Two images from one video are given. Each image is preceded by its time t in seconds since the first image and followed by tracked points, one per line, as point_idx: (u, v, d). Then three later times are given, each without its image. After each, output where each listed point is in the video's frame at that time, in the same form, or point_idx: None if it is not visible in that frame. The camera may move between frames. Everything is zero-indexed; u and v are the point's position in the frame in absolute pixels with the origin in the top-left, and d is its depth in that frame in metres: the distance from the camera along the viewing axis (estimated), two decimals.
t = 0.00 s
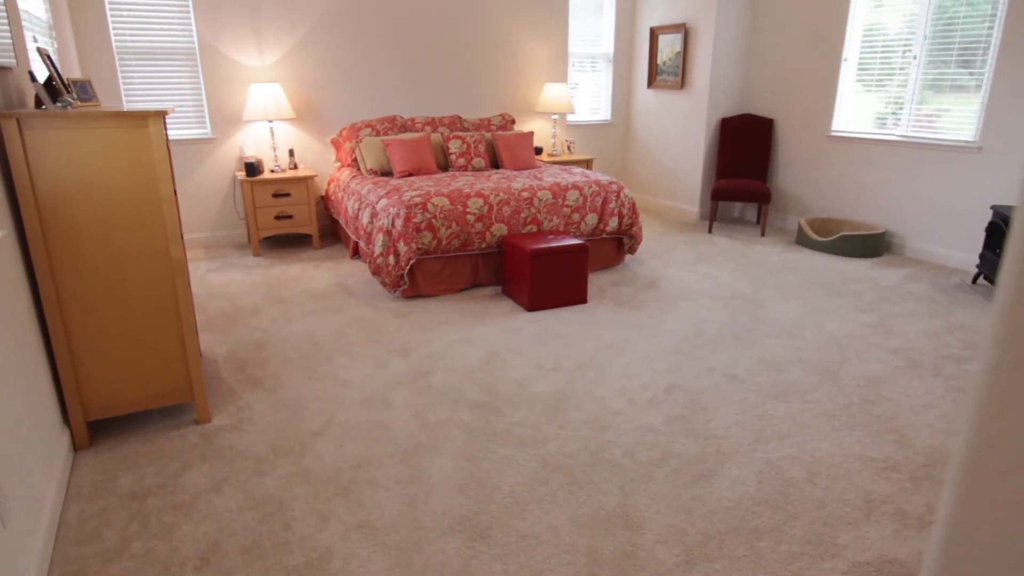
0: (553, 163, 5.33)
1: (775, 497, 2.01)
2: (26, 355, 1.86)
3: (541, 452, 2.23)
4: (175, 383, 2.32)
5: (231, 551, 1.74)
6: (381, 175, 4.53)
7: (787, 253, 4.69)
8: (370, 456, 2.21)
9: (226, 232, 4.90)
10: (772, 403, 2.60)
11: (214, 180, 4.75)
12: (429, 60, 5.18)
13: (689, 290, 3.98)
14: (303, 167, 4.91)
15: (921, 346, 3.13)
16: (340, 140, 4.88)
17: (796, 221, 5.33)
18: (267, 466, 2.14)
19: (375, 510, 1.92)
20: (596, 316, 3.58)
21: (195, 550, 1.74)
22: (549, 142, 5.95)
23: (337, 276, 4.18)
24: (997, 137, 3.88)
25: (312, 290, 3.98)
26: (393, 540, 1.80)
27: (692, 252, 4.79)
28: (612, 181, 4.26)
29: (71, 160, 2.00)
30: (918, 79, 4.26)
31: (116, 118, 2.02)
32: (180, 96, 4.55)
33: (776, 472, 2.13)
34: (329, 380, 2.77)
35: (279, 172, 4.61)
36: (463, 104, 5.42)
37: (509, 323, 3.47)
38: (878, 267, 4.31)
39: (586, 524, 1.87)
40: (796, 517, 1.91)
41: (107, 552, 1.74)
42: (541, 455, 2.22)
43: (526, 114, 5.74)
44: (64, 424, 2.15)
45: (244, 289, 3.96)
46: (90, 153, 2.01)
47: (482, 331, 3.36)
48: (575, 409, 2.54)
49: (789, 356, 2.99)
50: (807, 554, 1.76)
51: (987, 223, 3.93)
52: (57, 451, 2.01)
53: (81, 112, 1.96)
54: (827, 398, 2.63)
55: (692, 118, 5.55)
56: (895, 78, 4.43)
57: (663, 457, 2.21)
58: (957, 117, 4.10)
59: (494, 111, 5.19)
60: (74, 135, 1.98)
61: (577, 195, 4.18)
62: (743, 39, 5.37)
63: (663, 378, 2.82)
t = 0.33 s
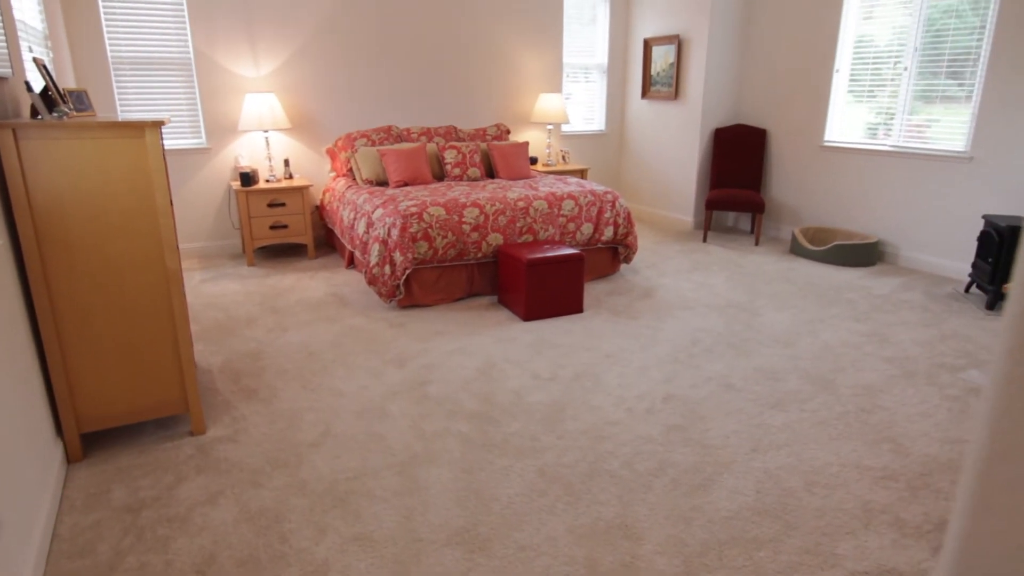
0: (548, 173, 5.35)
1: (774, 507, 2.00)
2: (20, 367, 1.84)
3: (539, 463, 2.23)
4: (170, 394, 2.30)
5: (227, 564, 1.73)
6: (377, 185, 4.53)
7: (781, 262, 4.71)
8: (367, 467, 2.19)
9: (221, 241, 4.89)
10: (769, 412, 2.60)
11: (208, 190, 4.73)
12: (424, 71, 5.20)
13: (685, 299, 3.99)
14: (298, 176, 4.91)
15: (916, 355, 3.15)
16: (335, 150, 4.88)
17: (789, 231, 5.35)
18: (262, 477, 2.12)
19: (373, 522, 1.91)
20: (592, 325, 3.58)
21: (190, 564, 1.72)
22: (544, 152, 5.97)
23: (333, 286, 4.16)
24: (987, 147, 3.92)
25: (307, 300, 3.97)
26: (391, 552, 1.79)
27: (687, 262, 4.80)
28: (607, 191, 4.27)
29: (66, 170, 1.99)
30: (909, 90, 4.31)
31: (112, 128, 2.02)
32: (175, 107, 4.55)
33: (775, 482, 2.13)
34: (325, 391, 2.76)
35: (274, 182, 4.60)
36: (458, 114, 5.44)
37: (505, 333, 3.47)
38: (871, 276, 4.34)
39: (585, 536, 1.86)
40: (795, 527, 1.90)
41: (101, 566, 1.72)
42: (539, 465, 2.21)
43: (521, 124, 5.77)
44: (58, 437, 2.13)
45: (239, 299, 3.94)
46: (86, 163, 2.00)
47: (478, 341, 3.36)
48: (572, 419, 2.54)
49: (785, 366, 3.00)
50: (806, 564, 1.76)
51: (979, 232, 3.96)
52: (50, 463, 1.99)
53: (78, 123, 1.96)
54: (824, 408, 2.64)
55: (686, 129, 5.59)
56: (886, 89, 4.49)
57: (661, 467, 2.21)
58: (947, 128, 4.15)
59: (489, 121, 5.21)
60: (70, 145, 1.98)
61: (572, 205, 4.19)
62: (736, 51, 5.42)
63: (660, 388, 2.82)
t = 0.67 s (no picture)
0: (544, 182, 5.36)
1: (774, 516, 2.00)
2: (15, 378, 1.83)
3: (538, 473, 2.22)
4: (166, 405, 2.29)
5: None
6: (373, 195, 4.53)
7: (777, 271, 4.72)
8: (365, 478, 2.18)
9: (216, 250, 4.87)
10: (767, 422, 2.60)
11: (204, 199, 4.73)
12: (420, 81, 5.22)
13: (682, 308, 3.99)
14: (294, 186, 4.90)
15: (912, 363, 3.16)
16: (331, 159, 4.88)
17: (784, 240, 5.38)
18: (260, 489, 2.10)
19: (372, 534, 1.89)
20: (589, 334, 3.58)
21: None
22: (540, 162, 5.99)
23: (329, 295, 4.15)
24: (980, 157, 3.95)
25: (303, 309, 3.96)
26: (390, 564, 1.77)
27: (683, 271, 4.81)
28: (603, 200, 4.29)
29: (63, 179, 1.98)
30: (901, 100, 4.35)
31: (110, 138, 2.01)
32: (172, 116, 4.55)
33: (774, 491, 2.13)
34: (322, 401, 2.74)
35: (270, 192, 4.60)
36: (454, 123, 5.45)
37: (502, 342, 3.46)
38: (866, 285, 4.36)
39: (585, 546, 1.85)
40: (796, 537, 1.90)
41: None
42: (538, 476, 2.20)
43: (517, 134, 5.79)
44: (52, 448, 2.11)
45: (235, 309, 3.93)
46: (82, 172, 1.99)
47: (475, 350, 3.35)
48: (571, 429, 2.53)
49: (783, 376, 3.00)
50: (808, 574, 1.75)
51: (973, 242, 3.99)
52: (45, 476, 1.97)
53: (76, 132, 1.95)
54: (822, 417, 2.64)
55: (681, 138, 5.63)
56: (878, 99, 4.54)
57: (660, 477, 2.20)
58: (939, 138, 4.19)
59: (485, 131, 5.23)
60: (67, 154, 1.97)
61: (569, 214, 4.20)
62: (730, 62, 5.47)
63: (658, 397, 2.81)
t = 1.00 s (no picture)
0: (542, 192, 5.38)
1: (775, 526, 1.99)
2: (11, 389, 1.81)
3: (538, 483, 2.21)
4: (164, 415, 2.27)
5: None
6: (371, 204, 4.53)
7: (774, 280, 4.74)
8: (364, 489, 2.16)
9: (213, 259, 4.86)
10: (767, 431, 2.60)
11: (201, 207, 4.72)
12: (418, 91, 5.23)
13: (679, 317, 4.00)
14: (291, 195, 4.90)
15: (910, 372, 3.17)
16: (329, 168, 4.89)
17: (781, 249, 5.40)
18: (258, 500, 2.09)
19: (371, 546, 1.88)
20: (587, 343, 3.57)
21: None
22: (537, 171, 6.00)
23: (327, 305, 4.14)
24: (975, 167, 3.98)
25: (301, 318, 3.95)
26: None
27: (681, 280, 4.82)
28: (601, 209, 4.30)
29: (62, 188, 1.97)
30: (896, 110, 4.39)
31: (110, 147, 2.01)
32: (169, 125, 4.55)
33: (775, 501, 2.12)
34: (320, 411, 2.73)
35: (267, 201, 4.60)
36: (451, 133, 5.47)
37: (500, 351, 3.46)
38: (863, 294, 4.37)
39: (586, 557, 1.84)
40: (798, 547, 1.89)
41: None
42: (538, 486, 2.19)
43: (514, 143, 5.82)
44: (48, 460, 2.09)
45: (231, 318, 3.91)
46: (81, 181, 1.99)
47: (473, 360, 3.34)
48: (571, 439, 2.52)
49: (782, 385, 3.00)
50: None
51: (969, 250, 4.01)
52: (40, 487, 1.95)
53: (75, 141, 1.95)
54: (821, 426, 2.64)
55: (676, 147, 5.65)
56: (872, 110, 4.58)
57: (660, 487, 2.19)
58: (933, 147, 4.22)
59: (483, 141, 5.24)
60: (66, 163, 1.96)
61: (567, 223, 4.20)
62: (726, 72, 5.50)
63: (658, 406, 2.81)
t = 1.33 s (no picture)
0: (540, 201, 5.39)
1: (777, 536, 1.99)
2: (8, 400, 1.79)
3: (538, 493, 2.20)
4: (162, 426, 2.26)
5: None
6: (369, 213, 4.54)
7: (772, 289, 4.75)
8: (363, 499, 2.15)
9: (211, 268, 4.85)
10: (766, 440, 2.59)
11: (199, 216, 4.72)
12: (416, 101, 5.25)
13: (678, 326, 4.00)
14: (290, 204, 4.91)
15: (908, 380, 3.17)
16: (326, 176, 4.90)
17: (778, 257, 5.41)
18: (257, 510, 2.07)
19: (371, 556, 1.87)
20: (585, 352, 3.57)
21: None
22: (535, 180, 6.02)
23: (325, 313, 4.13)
24: (970, 177, 4.01)
25: (299, 327, 3.94)
26: None
27: (678, 288, 4.83)
28: (599, 218, 4.31)
29: (63, 198, 1.97)
30: (891, 120, 4.42)
31: (112, 156, 2.01)
32: (167, 134, 4.55)
33: (775, 510, 2.12)
34: (318, 420, 2.72)
35: (266, 209, 4.60)
36: (449, 142, 5.48)
37: (499, 360, 3.45)
38: (860, 302, 4.38)
39: (587, 568, 1.83)
40: (799, 557, 1.88)
41: None
42: (538, 496, 2.18)
43: (511, 152, 5.84)
44: (44, 471, 2.08)
45: (229, 327, 3.90)
46: (81, 190, 1.99)
47: (472, 369, 3.33)
48: (570, 448, 2.51)
49: (780, 394, 3.00)
50: None
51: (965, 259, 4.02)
52: (37, 499, 1.93)
53: (76, 151, 1.95)
54: (820, 434, 2.64)
55: (673, 157, 5.68)
56: (868, 119, 4.61)
57: (661, 496, 2.19)
58: (928, 157, 4.25)
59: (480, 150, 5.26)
60: (67, 172, 1.96)
61: (565, 232, 4.21)
62: (723, 82, 5.54)
63: (657, 415, 2.80)
